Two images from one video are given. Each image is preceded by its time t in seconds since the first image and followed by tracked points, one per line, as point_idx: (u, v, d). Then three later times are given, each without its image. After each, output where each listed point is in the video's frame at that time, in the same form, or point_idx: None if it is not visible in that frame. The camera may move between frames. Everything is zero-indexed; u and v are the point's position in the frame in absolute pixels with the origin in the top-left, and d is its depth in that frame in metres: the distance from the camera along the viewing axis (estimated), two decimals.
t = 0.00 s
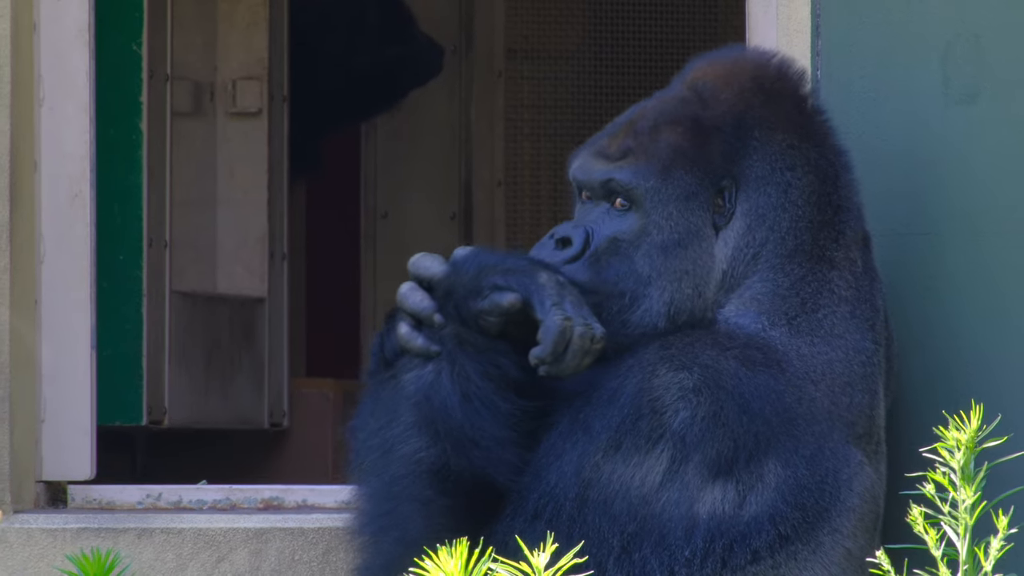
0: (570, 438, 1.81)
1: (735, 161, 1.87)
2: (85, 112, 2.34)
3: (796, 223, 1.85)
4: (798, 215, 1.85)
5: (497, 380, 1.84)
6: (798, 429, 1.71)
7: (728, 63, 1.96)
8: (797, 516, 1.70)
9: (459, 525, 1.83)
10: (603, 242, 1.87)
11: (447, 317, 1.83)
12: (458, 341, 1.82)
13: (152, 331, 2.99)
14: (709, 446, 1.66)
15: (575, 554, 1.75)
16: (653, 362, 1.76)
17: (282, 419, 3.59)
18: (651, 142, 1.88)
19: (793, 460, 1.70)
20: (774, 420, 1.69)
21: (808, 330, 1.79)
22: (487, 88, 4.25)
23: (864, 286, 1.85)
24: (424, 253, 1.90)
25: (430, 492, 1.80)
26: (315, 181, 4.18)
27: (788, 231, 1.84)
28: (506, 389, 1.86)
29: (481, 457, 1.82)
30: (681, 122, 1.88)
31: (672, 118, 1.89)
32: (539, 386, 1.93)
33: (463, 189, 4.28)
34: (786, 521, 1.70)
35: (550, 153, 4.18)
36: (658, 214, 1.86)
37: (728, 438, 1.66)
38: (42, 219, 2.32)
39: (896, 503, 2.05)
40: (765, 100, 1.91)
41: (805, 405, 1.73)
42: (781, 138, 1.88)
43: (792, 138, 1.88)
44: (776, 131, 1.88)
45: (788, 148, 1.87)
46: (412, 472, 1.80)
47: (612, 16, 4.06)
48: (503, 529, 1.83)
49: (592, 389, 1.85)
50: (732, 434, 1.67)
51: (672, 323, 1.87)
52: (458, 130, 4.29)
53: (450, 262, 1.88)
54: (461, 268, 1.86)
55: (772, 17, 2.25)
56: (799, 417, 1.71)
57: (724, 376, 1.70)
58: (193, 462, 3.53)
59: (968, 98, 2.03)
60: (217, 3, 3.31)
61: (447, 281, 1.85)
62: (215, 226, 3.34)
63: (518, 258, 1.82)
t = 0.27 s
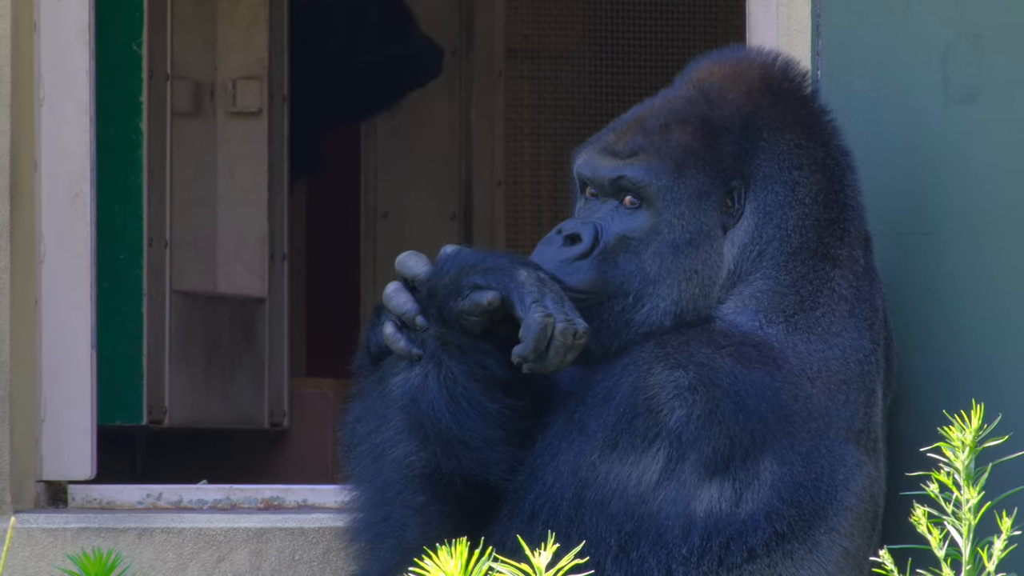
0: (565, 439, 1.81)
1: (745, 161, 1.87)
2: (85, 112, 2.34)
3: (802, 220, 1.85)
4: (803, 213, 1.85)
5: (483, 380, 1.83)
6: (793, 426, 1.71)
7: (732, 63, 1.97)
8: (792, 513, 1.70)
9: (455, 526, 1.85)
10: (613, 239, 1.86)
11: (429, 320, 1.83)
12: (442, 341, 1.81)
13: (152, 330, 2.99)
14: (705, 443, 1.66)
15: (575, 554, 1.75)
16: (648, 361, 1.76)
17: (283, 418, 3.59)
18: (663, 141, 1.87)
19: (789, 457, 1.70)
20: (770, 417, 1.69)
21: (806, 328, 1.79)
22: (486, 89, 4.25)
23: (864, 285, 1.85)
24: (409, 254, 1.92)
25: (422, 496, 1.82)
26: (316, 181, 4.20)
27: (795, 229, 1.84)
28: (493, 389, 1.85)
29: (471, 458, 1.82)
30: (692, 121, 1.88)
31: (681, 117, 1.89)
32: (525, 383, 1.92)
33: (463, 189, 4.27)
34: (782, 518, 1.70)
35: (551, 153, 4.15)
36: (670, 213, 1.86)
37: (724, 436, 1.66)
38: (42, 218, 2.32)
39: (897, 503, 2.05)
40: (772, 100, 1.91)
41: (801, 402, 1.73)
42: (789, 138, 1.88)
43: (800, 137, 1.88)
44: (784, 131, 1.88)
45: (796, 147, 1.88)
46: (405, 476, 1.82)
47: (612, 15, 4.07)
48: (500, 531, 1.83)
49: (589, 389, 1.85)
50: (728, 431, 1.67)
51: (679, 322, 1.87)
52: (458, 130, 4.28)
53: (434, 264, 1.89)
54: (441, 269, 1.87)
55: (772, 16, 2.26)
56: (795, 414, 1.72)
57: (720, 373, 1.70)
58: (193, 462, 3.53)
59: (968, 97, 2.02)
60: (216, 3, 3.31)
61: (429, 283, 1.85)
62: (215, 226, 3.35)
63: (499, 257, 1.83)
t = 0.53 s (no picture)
0: (571, 436, 1.81)
1: (750, 160, 1.86)
2: (87, 111, 2.34)
3: (807, 219, 1.84)
4: (809, 212, 1.85)
5: (491, 377, 1.85)
6: (799, 425, 1.71)
7: (737, 62, 1.96)
8: (798, 512, 1.70)
9: (460, 523, 1.84)
10: (617, 239, 1.86)
11: (439, 316, 1.84)
12: (451, 338, 1.82)
13: (154, 329, 2.99)
14: (711, 442, 1.67)
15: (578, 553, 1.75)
16: (655, 358, 1.76)
17: (284, 417, 3.59)
18: (668, 140, 1.87)
19: (795, 456, 1.70)
20: (776, 416, 1.69)
21: (811, 327, 1.79)
22: (487, 87, 4.24)
23: (870, 284, 1.85)
24: (419, 250, 1.93)
25: (428, 492, 1.82)
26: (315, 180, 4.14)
27: (799, 228, 1.84)
28: (501, 386, 1.86)
29: (479, 455, 1.83)
30: (696, 120, 1.87)
31: (687, 116, 1.88)
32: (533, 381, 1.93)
33: (465, 188, 4.28)
34: (787, 517, 1.70)
35: (552, 151, 4.18)
36: (675, 212, 1.86)
37: (730, 434, 1.67)
38: (43, 217, 2.32)
39: (899, 501, 2.05)
40: (778, 99, 1.90)
41: (806, 401, 1.73)
42: (794, 137, 1.87)
43: (805, 136, 1.88)
44: (789, 131, 1.87)
45: (801, 146, 1.87)
46: (411, 472, 1.82)
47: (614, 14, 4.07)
48: (505, 528, 1.83)
49: (594, 387, 1.85)
50: (734, 430, 1.67)
51: (685, 321, 1.87)
52: (459, 128, 4.29)
53: (444, 260, 1.89)
54: (451, 266, 1.88)
55: (774, 15, 2.25)
56: (801, 412, 1.72)
57: (726, 372, 1.70)
58: (194, 460, 3.53)
59: (970, 95, 2.03)
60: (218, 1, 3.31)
61: (438, 279, 1.86)
62: (217, 224, 3.35)
63: (511, 255, 1.84)
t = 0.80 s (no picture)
0: (575, 437, 1.81)
1: (753, 161, 1.86)
2: (87, 111, 2.34)
3: (811, 220, 1.84)
4: (813, 213, 1.85)
5: (495, 377, 1.83)
6: (803, 426, 1.71)
7: (741, 62, 1.95)
8: (802, 514, 1.70)
9: (462, 522, 1.85)
10: (621, 240, 1.85)
11: (441, 316, 1.83)
12: (455, 338, 1.82)
13: (154, 329, 2.99)
14: (715, 443, 1.67)
15: (578, 553, 1.75)
16: (659, 359, 1.76)
17: (285, 417, 3.59)
18: (670, 140, 1.87)
19: (799, 457, 1.70)
20: (780, 417, 1.69)
21: (815, 328, 1.79)
22: (488, 87, 4.24)
23: (873, 285, 1.85)
24: (420, 251, 1.92)
25: (433, 491, 1.83)
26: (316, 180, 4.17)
27: (803, 229, 1.84)
28: (504, 386, 1.85)
29: (482, 455, 1.82)
30: (700, 120, 1.87)
31: (691, 116, 1.88)
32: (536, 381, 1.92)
33: (465, 189, 4.27)
34: (791, 519, 1.70)
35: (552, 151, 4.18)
36: (679, 212, 1.85)
37: (734, 436, 1.66)
38: (43, 217, 2.32)
39: (901, 502, 2.04)
40: (782, 99, 1.90)
41: (810, 402, 1.73)
42: (798, 138, 1.87)
43: (808, 137, 1.88)
44: (793, 131, 1.87)
45: (804, 147, 1.87)
46: (413, 471, 1.83)
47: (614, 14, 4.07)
48: (507, 528, 1.83)
49: (599, 387, 1.85)
50: (738, 431, 1.67)
51: (690, 321, 1.87)
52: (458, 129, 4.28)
53: (445, 260, 1.89)
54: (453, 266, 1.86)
55: (775, 15, 2.25)
56: (805, 414, 1.71)
57: (730, 373, 1.70)
58: (194, 461, 3.53)
59: (971, 95, 2.03)
60: (218, 1, 3.31)
61: (441, 280, 1.85)
62: (217, 224, 3.34)
63: (513, 254, 1.84)
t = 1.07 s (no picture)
0: (577, 437, 1.81)
1: (756, 160, 1.86)
2: (88, 111, 2.34)
3: (814, 221, 1.84)
4: (816, 214, 1.85)
5: (493, 376, 1.83)
6: (806, 427, 1.71)
7: (743, 62, 1.95)
8: (805, 515, 1.70)
9: (462, 522, 1.84)
10: (624, 239, 1.85)
11: (439, 316, 1.85)
12: (453, 337, 1.82)
13: (154, 330, 2.99)
14: (719, 444, 1.66)
15: (579, 553, 1.75)
16: (662, 359, 1.76)
17: (285, 417, 3.59)
18: (672, 141, 1.87)
19: (802, 459, 1.70)
20: (783, 418, 1.69)
21: (819, 328, 1.79)
22: (489, 87, 4.25)
23: (876, 285, 1.85)
24: (421, 250, 1.94)
25: (432, 491, 1.82)
26: (317, 180, 4.15)
27: (806, 229, 1.84)
28: (503, 385, 1.85)
29: (482, 453, 1.82)
30: (702, 120, 1.87)
31: (693, 116, 1.88)
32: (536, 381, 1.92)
33: (468, 188, 4.27)
34: (794, 520, 1.70)
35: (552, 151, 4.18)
36: (681, 212, 1.85)
37: (737, 437, 1.66)
38: (44, 217, 2.32)
39: (902, 502, 2.04)
40: (785, 99, 1.90)
41: (813, 403, 1.73)
42: (801, 138, 1.87)
43: (811, 137, 1.88)
44: (796, 131, 1.87)
45: (807, 147, 1.87)
46: (413, 471, 1.82)
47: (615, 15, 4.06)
48: (509, 526, 1.84)
49: (600, 388, 1.85)
50: (741, 432, 1.66)
51: (693, 321, 1.87)
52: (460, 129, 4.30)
53: (445, 258, 1.90)
54: (451, 265, 1.88)
55: (775, 15, 2.25)
56: (808, 415, 1.71)
57: (733, 374, 1.70)
58: (195, 461, 3.53)
59: (971, 96, 2.03)
60: (218, 2, 3.31)
61: (438, 279, 1.86)
62: (218, 224, 3.34)
63: (510, 254, 1.84)
